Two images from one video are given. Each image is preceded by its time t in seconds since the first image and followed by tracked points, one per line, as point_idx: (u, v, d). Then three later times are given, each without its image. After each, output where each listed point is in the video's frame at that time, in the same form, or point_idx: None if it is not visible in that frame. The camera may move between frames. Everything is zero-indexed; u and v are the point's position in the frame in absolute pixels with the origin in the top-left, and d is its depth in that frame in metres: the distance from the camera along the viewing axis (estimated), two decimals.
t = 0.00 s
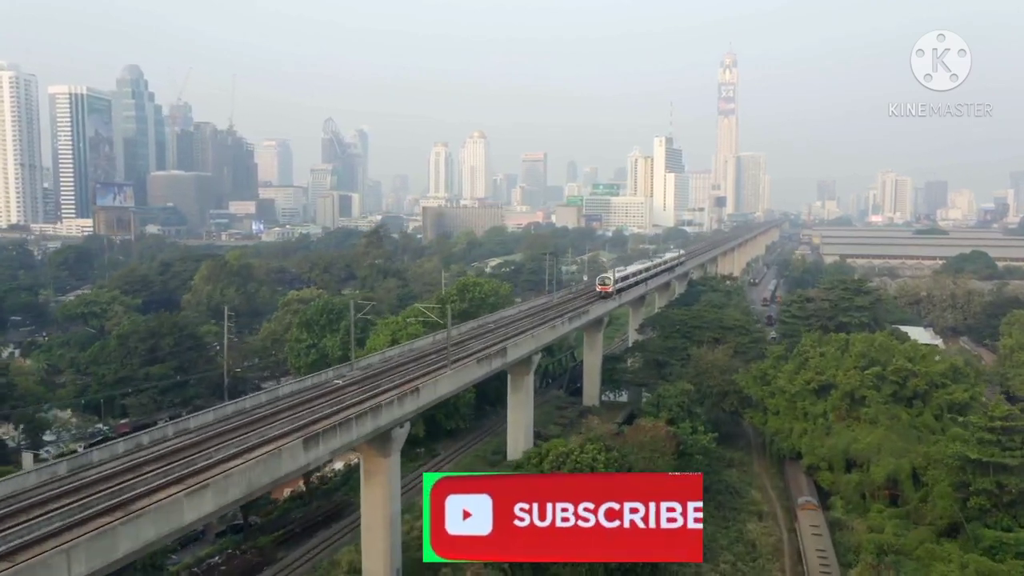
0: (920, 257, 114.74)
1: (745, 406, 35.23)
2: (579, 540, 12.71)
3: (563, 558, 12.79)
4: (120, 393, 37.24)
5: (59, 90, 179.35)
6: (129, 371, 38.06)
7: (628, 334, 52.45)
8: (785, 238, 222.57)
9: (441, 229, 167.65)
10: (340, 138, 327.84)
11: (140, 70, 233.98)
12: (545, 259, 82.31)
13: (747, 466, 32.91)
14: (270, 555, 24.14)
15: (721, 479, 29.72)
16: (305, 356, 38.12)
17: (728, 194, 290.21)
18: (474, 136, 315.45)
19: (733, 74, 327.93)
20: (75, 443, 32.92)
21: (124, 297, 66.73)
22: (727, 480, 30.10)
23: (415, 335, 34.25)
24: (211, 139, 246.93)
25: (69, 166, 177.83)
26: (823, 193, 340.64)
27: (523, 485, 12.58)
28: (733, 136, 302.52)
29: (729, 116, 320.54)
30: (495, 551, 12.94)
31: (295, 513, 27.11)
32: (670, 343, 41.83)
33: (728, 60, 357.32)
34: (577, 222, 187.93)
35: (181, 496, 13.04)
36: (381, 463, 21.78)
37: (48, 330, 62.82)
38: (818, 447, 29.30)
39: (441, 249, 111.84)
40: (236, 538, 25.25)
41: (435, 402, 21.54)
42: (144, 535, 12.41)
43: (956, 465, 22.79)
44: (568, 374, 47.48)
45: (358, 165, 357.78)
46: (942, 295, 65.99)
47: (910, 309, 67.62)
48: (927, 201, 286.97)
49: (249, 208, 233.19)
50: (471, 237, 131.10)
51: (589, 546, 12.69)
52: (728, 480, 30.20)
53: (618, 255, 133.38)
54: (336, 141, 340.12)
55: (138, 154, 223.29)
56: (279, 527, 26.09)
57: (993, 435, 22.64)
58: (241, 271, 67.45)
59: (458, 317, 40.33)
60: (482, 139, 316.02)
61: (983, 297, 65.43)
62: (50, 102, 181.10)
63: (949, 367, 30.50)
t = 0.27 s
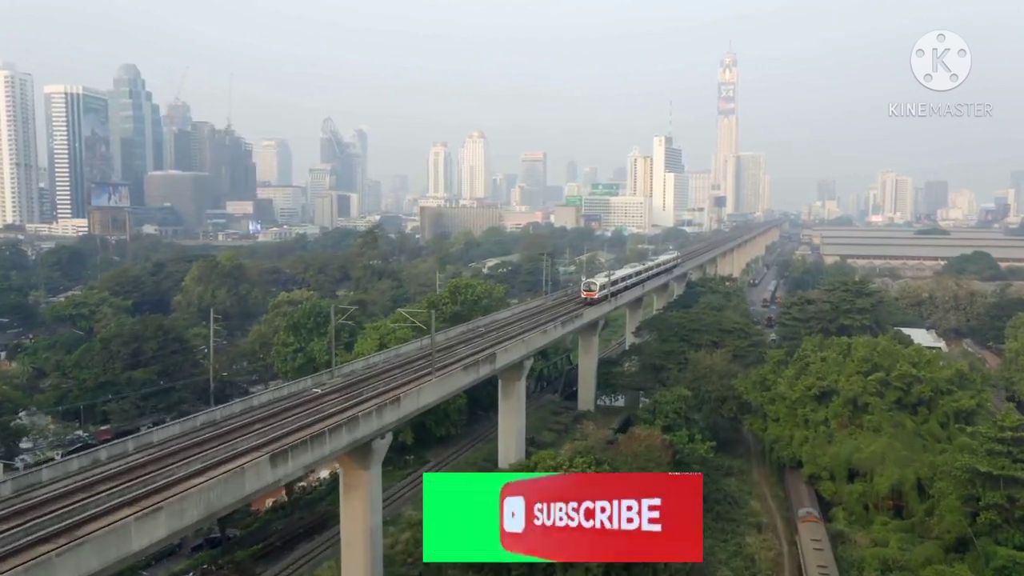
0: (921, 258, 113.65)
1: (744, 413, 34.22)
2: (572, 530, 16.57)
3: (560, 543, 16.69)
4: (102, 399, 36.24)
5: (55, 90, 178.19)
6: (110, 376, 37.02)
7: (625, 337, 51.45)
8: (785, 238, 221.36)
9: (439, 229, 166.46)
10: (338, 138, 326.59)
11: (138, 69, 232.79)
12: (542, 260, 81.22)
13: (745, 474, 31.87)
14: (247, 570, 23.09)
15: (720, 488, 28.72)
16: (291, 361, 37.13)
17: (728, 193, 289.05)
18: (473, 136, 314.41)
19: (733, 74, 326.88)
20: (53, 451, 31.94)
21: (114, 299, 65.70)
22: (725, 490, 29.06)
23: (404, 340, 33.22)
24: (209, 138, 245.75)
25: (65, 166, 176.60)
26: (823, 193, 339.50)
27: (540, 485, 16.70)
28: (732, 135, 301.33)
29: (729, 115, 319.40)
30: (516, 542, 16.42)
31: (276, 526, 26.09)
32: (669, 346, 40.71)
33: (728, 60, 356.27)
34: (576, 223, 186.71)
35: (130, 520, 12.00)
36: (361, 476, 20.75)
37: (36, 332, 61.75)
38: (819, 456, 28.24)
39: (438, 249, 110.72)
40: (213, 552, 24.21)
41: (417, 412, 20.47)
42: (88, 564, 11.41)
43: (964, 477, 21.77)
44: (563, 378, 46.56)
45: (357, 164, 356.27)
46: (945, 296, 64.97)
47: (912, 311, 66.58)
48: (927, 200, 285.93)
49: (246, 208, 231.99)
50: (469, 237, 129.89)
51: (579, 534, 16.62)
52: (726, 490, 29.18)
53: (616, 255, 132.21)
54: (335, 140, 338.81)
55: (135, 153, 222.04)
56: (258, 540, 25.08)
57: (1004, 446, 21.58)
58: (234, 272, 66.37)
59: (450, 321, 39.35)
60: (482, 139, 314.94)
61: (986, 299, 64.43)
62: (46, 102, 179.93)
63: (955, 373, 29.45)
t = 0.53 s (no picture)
0: (923, 258, 112.44)
1: (742, 420, 32.98)
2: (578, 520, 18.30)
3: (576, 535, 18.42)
4: (78, 404, 34.92)
5: (50, 88, 176.86)
6: (87, 381, 35.71)
7: (620, 340, 50.22)
8: (786, 238, 220.14)
9: (437, 229, 165.16)
10: (337, 138, 325.39)
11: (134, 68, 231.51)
12: (538, 262, 80.16)
13: (743, 485, 30.63)
14: None
15: (717, 500, 27.51)
16: (274, 365, 35.76)
17: (728, 193, 287.79)
18: (472, 136, 313.45)
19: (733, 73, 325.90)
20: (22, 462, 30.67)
21: (101, 301, 64.37)
22: (723, 502, 27.80)
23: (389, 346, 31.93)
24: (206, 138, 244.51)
25: (60, 166, 175.18)
26: (823, 193, 338.41)
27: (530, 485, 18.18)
28: (732, 135, 300.10)
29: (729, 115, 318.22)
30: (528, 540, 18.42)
31: (250, 542, 24.81)
32: (665, 350, 39.51)
33: (728, 59, 355.22)
34: (574, 223, 185.41)
35: (57, 559, 10.76)
36: (335, 493, 19.48)
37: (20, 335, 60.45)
38: (820, 467, 27.03)
39: (434, 250, 109.48)
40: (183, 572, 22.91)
41: (393, 425, 19.20)
42: None
43: (975, 494, 20.57)
44: (557, 382, 45.34)
45: (355, 164, 354.82)
46: (948, 297, 63.77)
47: (914, 312, 65.37)
48: (928, 200, 284.84)
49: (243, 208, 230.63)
50: (465, 237, 128.50)
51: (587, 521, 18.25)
52: (725, 502, 27.89)
53: (615, 256, 130.94)
54: (333, 140, 337.36)
55: (131, 153, 220.89)
56: (231, 557, 23.72)
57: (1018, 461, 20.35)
58: (223, 273, 65.12)
59: (439, 325, 38.17)
60: (481, 139, 313.80)
61: (990, 300, 63.26)
62: (40, 100, 178.62)
63: (962, 381, 28.17)
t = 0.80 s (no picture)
0: (925, 258, 111.33)
1: (741, 427, 31.99)
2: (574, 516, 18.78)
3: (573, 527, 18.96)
4: (57, 410, 33.94)
5: (45, 87, 175.66)
6: (67, 386, 34.73)
7: (617, 343, 49.27)
8: (786, 238, 219.04)
9: (435, 229, 164.08)
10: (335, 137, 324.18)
11: (131, 67, 230.44)
12: (535, 263, 79.15)
13: (742, 495, 29.62)
14: None
15: (714, 511, 26.55)
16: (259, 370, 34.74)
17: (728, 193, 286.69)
18: (471, 135, 312.34)
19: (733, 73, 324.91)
20: None
21: (90, 302, 63.33)
22: (721, 513, 26.81)
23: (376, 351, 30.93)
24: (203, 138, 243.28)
25: (55, 165, 173.99)
26: (823, 193, 337.35)
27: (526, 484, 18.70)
28: (732, 135, 298.84)
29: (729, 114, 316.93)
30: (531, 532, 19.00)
31: (228, 556, 23.82)
32: (663, 354, 38.41)
33: (728, 59, 354.09)
34: (573, 223, 184.28)
35: None
36: (311, 508, 18.48)
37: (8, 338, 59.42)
38: (822, 477, 26.01)
39: (431, 251, 108.39)
40: None
41: (371, 437, 18.20)
42: None
43: (985, 509, 19.60)
44: (552, 386, 44.39)
45: (354, 164, 353.58)
46: (951, 299, 62.81)
47: (917, 314, 64.35)
48: (929, 200, 283.71)
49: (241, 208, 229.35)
50: (463, 237, 127.36)
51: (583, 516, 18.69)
52: (723, 513, 26.89)
53: (614, 256, 129.85)
54: (332, 139, 336.13)
55: (128, 153, 219.74)
56: (207, 572, 22.75)
57: None
58: (215, 274, 64.08)
59: (430, 329, 37.15)
60: (480, 138, 312.77)
61: (993, 301, 62.29)
62: (36, 99, 177.41)
63: (970, 388, 27.10)
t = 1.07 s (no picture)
0: (926, 259, 110.30)
1: (739, 434, 30.96)
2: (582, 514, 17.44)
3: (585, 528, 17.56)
4: (33, 417, 32.83)
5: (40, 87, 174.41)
6: (44, 393, 33.61)
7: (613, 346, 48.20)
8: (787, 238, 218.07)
9: (433, 230, 163.03)
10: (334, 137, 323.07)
11: (128, 67, 229.14)
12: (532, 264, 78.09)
13: (740, 505, 28.57)
14: None
15: (712, 524, 25.49)
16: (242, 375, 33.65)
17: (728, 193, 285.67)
18: (471, 135, 311.37)
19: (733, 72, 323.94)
20: None
21: (78, 304, 62.24)
22: (720, 526, 25.74)
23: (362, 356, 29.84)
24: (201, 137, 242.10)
25: (51, 165, 172.82)
26: (823, 193, 336.47)
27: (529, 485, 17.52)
28: (732, 134, 297.63)
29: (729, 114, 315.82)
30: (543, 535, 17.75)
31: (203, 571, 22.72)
32: (660, 358, 37.30)
33: (728, 58, 353.07)
34: (572, 223, 183.24)
35: None
36: (283, 526, 17.41)
37: None
38: (824, 488, 24.96)
39: (428, 251, 107.40)
40: None
41: (345, 451, 17.14)
42: None
43: (998, 528, 18.50)
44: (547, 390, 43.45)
45: (353, 164, 352.50)
46: (954, 300, 61.76)
47: (919, 316, 63.26)
48: (929, 200, 282.80)
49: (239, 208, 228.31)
50: (460, 237, 126.30)
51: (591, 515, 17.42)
52: (721, 526, 25.83)
53: (613, 256, 128.83)
54: (331, 139, 335.13)
55: (125, 152, 218.58)
56: None
57: None
58: (205, 275, 63.00)
59: (420, 332, 36.01)
60: (479, 138, 311.81)
61: (997, 303, 61.25)
62: (31, 98, 176.19)
63: (977, 395, 26.01)
